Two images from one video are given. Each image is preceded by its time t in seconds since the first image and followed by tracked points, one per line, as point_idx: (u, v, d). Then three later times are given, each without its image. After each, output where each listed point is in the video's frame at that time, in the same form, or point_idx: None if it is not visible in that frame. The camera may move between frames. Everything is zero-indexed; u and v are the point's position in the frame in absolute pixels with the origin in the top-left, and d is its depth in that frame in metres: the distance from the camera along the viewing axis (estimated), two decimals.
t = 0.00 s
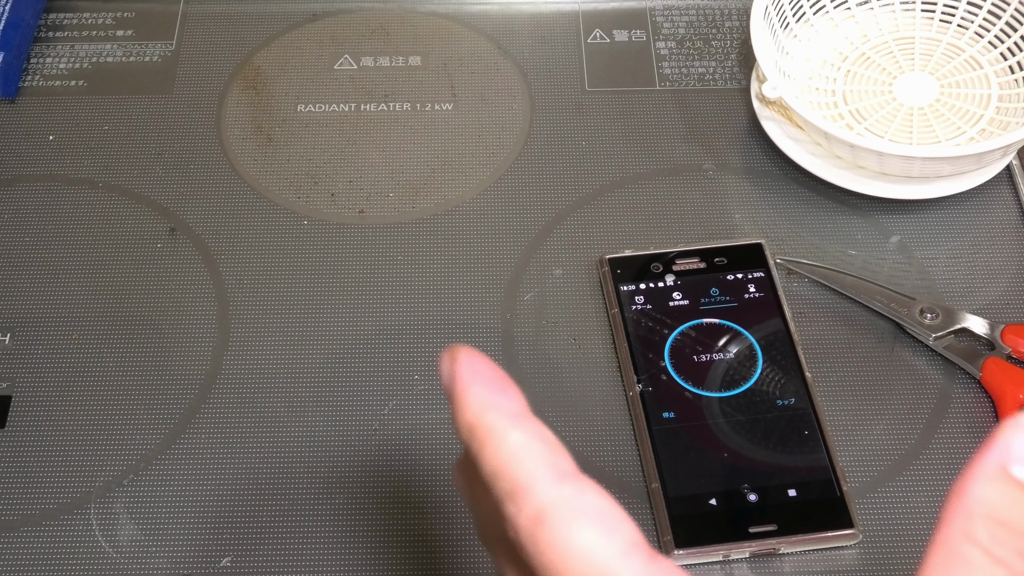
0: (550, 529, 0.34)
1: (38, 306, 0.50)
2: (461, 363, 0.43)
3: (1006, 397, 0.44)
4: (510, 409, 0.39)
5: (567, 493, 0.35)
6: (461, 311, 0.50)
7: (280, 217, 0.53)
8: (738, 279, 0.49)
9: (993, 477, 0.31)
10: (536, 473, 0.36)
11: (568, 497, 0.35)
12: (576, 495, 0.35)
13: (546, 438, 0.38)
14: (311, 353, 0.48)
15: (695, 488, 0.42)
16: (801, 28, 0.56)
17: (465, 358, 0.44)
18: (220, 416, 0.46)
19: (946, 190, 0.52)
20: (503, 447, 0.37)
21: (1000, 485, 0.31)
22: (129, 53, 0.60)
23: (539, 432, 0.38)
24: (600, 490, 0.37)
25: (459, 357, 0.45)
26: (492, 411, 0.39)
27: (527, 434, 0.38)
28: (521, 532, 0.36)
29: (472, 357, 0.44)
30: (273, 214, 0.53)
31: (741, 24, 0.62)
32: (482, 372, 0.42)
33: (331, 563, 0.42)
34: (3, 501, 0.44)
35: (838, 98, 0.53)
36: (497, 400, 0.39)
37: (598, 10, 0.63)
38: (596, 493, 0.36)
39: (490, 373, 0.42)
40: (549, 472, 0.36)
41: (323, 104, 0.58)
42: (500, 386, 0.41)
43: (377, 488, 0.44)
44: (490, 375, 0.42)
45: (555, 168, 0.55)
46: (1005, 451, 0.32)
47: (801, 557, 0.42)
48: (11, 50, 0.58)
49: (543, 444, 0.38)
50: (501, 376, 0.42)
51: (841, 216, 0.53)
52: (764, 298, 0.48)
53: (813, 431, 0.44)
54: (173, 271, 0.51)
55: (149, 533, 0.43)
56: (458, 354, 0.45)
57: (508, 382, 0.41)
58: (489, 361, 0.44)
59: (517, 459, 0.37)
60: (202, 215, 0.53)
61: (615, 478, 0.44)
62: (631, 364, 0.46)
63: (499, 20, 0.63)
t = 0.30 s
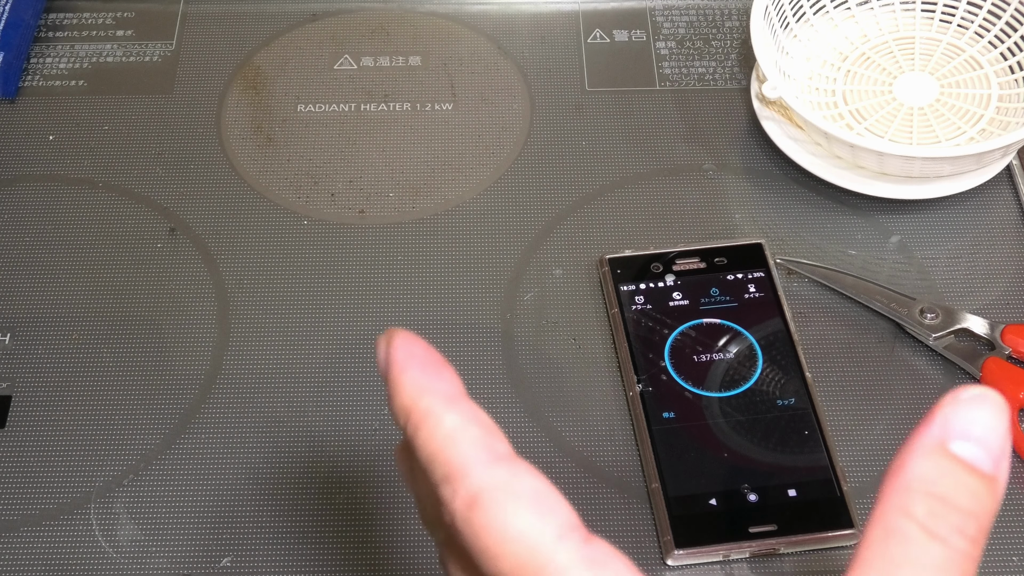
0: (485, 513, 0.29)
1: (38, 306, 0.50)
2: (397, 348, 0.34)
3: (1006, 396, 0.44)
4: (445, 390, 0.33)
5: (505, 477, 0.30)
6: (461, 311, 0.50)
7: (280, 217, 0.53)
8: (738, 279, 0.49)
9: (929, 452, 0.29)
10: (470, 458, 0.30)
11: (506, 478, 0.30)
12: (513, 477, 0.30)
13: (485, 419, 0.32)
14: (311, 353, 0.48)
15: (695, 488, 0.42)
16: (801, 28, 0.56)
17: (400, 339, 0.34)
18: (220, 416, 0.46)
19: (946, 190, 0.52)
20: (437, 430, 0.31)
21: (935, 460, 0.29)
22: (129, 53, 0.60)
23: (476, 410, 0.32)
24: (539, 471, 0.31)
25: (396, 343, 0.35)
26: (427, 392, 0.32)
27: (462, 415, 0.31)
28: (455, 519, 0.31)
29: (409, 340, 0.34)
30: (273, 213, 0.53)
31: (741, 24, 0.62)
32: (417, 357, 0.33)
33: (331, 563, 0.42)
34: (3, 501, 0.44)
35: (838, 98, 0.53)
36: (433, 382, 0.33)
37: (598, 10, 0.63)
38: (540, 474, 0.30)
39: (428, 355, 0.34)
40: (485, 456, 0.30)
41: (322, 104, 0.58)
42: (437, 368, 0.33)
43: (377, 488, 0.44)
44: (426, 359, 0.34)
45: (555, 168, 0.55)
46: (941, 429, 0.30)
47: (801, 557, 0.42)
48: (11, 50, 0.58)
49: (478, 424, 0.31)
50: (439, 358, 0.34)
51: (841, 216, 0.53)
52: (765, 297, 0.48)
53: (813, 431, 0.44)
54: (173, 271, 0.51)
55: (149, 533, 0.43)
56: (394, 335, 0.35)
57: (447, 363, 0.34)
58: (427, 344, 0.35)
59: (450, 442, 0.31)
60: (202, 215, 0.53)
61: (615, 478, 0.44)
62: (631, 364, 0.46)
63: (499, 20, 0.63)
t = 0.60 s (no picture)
0: (517, 565, 0.40)
1: (38, 306, 0.50)
2: (429, 413, 0.46)
3: (1006, 396, 0.44)
4: (478, 453, 0.45)
5: (530, 543, 0.42)
6: (461, 311, 0.50)
7: (280, 217, 0.53)
8: (738, 279, 0.49)
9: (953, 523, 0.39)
10: (498, 517, 0.42)
11: (529, 543, 0.42)
12: (536, 544, 0.42)
13: (514, 485, 0.44)
14: (311, 354, 0.48)
15: (695, 489, 0.42)
16: (801, 28, 0.56)
17: (433, 405, 0.46)
18: (219, 416, 0.46)
19: (946, 190, 0.52)
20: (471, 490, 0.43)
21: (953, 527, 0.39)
22: (129, 53, 0.60)
23: (506, 475, 0.44)
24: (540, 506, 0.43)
25: (427, 407, 0.46)
26: (459, 456, 0.45)
27: (493, 480, 0.44)
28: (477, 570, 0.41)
29: (441, 404, 0.46)
30: (273, 214, 0.53)
31: (741, 24, 0.62)
32: (448, 421, 0.46)
33: (331, 563, 0.42)
34: (3, 501, 0.44)
35: (838, 98, 0.53)
36: (466, 446, 0.45)
37: (598, 10, 0.63)
38: (558, 536, 0.42)
39: (457, 420, 0.46)
40: (514, 527, 0.42)
41: (322, 104, 0.58)
42: (467, 432, 0.46)
43: (377, 488, 0.44)
44: (456, 422, 0.46)
45: (555, 168, 0.55)
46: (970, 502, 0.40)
47: (801, 557, 0.42)
48: (11, 50, 0.58)
49: (508, 492, 0.44)
50: (470, 421, 0.46)
51: (841, 216, 0.53)
52: (764, 297, 0.48)
53: (813, 431, 0.44)
54: (173, 271, 0.51)
55: (149, 533, 0.43)
56: (426, 399, 0.47)
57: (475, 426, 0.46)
58: (457, 408, 0.46)
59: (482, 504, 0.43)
60: (202, 215, 0.53)
61: (615, 478, 0.44)
62: (631, 364, 0.46)
63: (499, 20, 0.63)
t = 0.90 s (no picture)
0: None
1: (37, 306, 0.50)
2: (326, 474, 0.44)
3: (1006, 397, 0.44)
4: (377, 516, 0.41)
5: None
6: (460, 311, 0.50)
7: (279, 217, 0.53)
8: (738, 279, 0.49)
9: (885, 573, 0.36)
10: None
11: None
12: None
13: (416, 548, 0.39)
14: (311, 353, 0.48)
15: (695, 489, 0.42)
16: (801, 28, 0.56)
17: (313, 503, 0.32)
18: (219, 416, 0.46)
19: (946, 190, 0.51)
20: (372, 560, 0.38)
21: None
22: (129, 53, 0.60)
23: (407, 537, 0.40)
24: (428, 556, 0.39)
25: (324, 467, 0.44)
26: (358, 518, 0.40)
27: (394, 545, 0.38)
28: None
29: (337, 462, 0.45)
30: (273, 214, 0.53)
31: (740, 24, 0.62)
32: (345, 480, 0.44)
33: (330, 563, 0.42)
34: (3, 501, 0.44)
35: (838, 98, 0.53)
36: (366, 508, 0.41)
37: (598, 10, 0.63)
38: None
39: (355, 477, 0.44)
40: None
41: (322, 104, 0.58)
42: (367, 490, 0.43)
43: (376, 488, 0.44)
44: (354, 481, 0.43)
45: (555, 168, 0.55)
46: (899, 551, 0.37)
47: (801, 557, 0.42)
48: (11, 50, 0.58)
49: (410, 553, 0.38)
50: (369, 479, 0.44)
51: (841, 216, 0.53)
52: (764, 297, 0.48)
53: (813, 431, 0.44)
54: (173, 271, 0.51)
55: (149, 533, 0.43)
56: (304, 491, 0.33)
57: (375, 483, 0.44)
58: (356, 465, 0.45)
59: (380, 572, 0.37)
60: (201, 215, 0.53)
61: (615, 478, 0.44)
62: (631, 364, 0.46)
63: (499, 20, 0.63)
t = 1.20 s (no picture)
0: None
1: (38, 306, 0.50)
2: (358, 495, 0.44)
3: (1006, 397, 0.44)
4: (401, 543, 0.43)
5: None
6: (461, 311, 0.50)
7: (280, 217, 0.53)
8: (738, 279, 0.49)
9: None
10: None
11: None
12: None
13: None
14: (310, 353, 0.48)
15: (695, 489, 0.42)
16: (801, 28, 0.56)
17: (346, 489, 0.33)
18: (219, 416, 0.46)
19: (946, 190, 0.51)
20: None
21: None
22: (129, 53, 0.60)
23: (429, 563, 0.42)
24: None
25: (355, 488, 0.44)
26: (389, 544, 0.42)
27: None
28: None
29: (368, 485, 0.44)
30: (273, 214, 0.53)
31: (740, 24, 0.62)
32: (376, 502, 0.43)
33: (330, 563, 0.42)
34: (3, 501, 0.44)
35: (838, 98, 0.53)
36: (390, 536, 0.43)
37: (598, 10, 0.63)
38: None
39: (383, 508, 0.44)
40: None
41: (322, 104, 0.58)
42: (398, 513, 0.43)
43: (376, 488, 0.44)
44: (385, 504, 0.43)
45: (555, 168, 0.55)
46: None
47: (801, 557, 0.42)
48: (11, 50, 0.58)
49: None
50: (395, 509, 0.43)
51: (841, 216, 0.53)
52: (765, 297, 0.48)
53: (813, 431, 0.44)
54: (173, 271, 0.51)
55: (149, 533, 0.43)
56: (341, 483, 0.33)
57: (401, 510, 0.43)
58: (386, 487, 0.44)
59: None
60: (201, 215, 0.53)
61: (615, 478, 0.44)
62: (631, 364, 0.46)
63: (499, 20, 0.63)
